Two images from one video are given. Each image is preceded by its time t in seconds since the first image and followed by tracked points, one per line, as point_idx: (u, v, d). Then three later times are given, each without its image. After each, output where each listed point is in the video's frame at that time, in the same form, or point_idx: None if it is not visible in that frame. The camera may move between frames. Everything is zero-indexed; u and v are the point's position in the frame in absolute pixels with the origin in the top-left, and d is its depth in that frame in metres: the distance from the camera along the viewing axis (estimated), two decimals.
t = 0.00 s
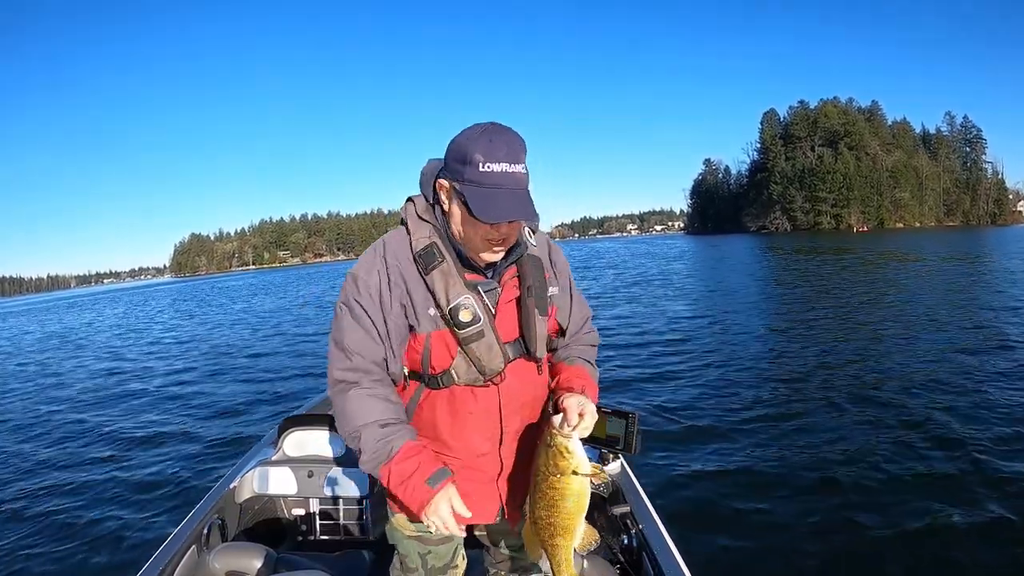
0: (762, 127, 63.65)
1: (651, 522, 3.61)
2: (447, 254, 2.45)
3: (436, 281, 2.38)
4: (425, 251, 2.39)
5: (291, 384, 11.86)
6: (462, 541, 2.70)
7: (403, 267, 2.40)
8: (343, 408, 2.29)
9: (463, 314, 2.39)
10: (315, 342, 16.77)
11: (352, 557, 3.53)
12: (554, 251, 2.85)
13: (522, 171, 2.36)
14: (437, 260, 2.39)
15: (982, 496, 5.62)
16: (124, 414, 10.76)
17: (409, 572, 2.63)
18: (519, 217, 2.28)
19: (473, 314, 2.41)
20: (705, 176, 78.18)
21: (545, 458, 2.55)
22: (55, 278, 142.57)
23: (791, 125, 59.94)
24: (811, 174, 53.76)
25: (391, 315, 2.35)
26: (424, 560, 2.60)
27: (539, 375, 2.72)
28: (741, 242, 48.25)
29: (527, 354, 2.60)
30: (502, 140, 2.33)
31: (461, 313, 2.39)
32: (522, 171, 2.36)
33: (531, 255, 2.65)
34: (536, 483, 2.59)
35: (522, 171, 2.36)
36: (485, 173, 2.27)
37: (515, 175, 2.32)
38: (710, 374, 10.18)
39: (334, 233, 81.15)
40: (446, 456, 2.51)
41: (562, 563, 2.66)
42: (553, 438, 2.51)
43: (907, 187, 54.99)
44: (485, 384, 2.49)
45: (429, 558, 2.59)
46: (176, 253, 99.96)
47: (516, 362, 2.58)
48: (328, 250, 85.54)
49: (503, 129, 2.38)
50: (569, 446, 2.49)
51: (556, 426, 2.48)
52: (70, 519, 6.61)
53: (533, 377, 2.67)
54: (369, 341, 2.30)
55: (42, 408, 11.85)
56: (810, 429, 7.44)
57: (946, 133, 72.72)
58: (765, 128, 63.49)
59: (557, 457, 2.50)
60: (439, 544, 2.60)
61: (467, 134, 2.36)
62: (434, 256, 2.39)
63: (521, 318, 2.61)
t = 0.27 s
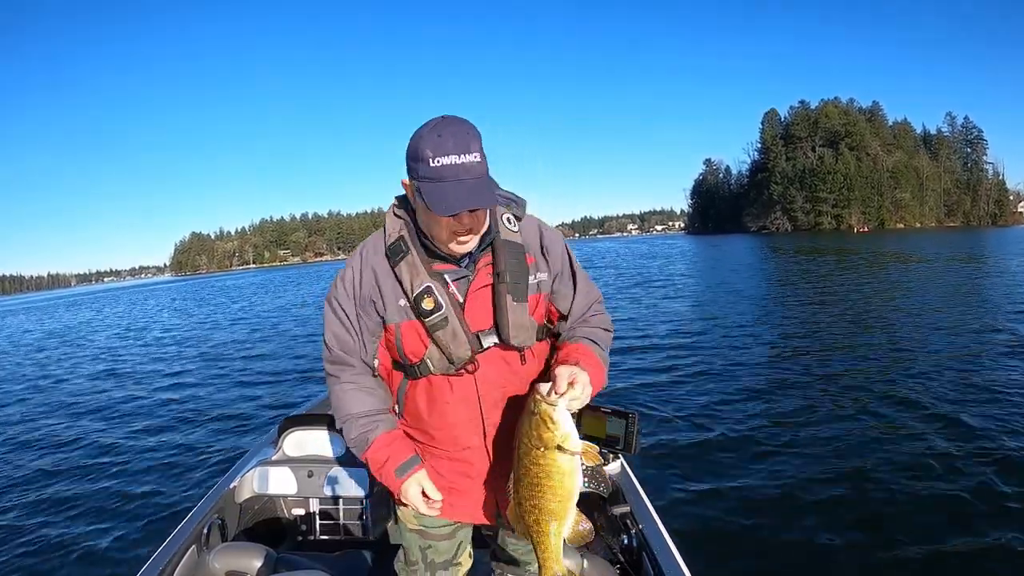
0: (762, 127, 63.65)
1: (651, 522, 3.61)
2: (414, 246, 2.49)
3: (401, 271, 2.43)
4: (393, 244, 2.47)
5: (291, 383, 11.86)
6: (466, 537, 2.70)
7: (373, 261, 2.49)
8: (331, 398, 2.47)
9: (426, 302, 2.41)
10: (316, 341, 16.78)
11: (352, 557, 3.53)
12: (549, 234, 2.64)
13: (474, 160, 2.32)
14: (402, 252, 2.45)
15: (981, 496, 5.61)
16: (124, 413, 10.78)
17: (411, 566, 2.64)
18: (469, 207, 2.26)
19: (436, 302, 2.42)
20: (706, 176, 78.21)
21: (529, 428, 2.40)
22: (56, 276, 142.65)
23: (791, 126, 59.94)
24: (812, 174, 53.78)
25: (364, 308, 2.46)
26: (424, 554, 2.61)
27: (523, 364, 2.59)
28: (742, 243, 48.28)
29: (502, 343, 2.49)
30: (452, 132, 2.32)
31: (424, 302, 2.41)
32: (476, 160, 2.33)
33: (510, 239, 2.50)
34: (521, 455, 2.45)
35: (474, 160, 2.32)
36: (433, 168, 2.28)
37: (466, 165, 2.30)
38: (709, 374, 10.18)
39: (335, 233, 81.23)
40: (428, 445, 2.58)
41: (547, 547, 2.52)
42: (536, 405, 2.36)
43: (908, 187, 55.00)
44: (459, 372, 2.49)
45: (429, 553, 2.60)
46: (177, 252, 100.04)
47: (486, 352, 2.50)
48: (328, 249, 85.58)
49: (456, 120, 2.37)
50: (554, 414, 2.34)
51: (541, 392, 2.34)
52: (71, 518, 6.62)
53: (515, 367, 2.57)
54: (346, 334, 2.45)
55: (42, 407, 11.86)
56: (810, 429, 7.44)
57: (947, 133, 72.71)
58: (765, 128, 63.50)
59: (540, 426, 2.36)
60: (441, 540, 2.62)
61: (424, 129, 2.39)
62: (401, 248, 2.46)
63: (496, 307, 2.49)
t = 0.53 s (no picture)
0: (763, 127, 63.64)
1: (651, 522, 3.61)
2: (393, 239, 2.56)
3: (379, 263, 2.52)
4: (373, 239, 2.56)
5: (291, 384, 11.85)
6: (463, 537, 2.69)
7: (357, 257, 2.60)
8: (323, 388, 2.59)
9: (399, 290, 2.46)
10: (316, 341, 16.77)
11: (352, 557, 3.53)
12: (533, 224, 2.57)
13: (442, 154, 2.30)
14: (381, 244, 2.53)
15: (981, 496, 5.61)
16: (125, 413, 10.79)
17: (408, 565, 2.65)
18: (434, 200, 2.27)
19: (408, 289, 2.46)
20: (706, 176, 78.19)
21: (511, 404, 2.28)
22: (56, 276, 142.69)
23: (792, 126, 59.93)
24: (812, 174, 53.76)
25: (350, 299, 2.57)
26: (419, 554, 2.62)
27: (500, 352, 2.54)
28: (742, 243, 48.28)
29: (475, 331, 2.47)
30: (420, 128, 2.32)
31: (397, 289, 2.46)
32: (444, 152, 2.30)
33: (487, 230, 2.47)
34: (502, 432, 2.34)
35: (442, 154, 2.30)
36: (400, 164, 2.29)
37: (432, 160, 2.28)
38: (709, 374, 10.18)
39: (335, 232, 81.28)
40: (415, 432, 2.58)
41: (527, 536, 2.44)
42: (519, 380, 2.24)
43: (908, 187, 55.01)
44: (435, 360, 2.50)
45: (424, 553, 2.60)
46: (177, 252, 100.05)
47: (460, 340, 2.49)
48: (329, 249, 85.55)
49: (428, 117, 2.37)
50: (539, 391, 2.22)
51: (523, 365, 2.22)
52: (72, 519, 6.62)
53: (493, 356, 2.53)
54: (335, 324, 2.56)
55: (43, 407, 11.86)
56: (810, 429, 7.44)
57: (947, 133, 72.71)
58: (766, 128, 63.48)
59: (521, 403, 2.25)
60: (437, 541, 2.62)
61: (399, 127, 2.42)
62: (381, 241, 2.54)
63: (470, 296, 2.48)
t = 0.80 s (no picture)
0: (764, 127, 63.63)
1: (651, 522, 3.61)
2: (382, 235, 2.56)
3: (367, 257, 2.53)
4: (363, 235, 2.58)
5: (292, 384, 11.85)
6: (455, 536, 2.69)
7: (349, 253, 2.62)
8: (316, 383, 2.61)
9: (385, 283, 2.45)
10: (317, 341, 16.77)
11: (352, 557, 3.54)
12: (523, 222, 2.54)
13: (424, 157, 2.29)
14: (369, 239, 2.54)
15: (982, 497, 5.61)
16: (125, 414, 10.79)
17: (401, 564, 2.67)
18: (419, 202, 2.27)
19: (392, 283, 2.44)
20: (707, 177, 78.19)
21: (500, 411, 2.23)
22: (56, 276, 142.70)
23: (793, 126, 59.93)
24: (813, 175, 53.75)
25: (341, 293, 2.59)
26: (411, 556, 2.62)
27: (485, 348, 2.49)
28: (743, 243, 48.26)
29: (459, 325, 2.43)
30: (404, 132, 2.32)
31: (381, 282, 2.46)
32: (426, 155, 2.29)
33: (475, 226, 2.44)
34: (488, 438, 2.30)
35: (424, 157, 2.29)
36: (383, 168, 2.31)
37: (414, 162, 2.28)
38: (709, 374, 10.18)
39: (335, 232, 81.29)
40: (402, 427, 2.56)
41: (508, 537, 2.45)
42: (511, 387, 2.18)
43: (909, 188, 55.02)
44: (420, 354, 2.48)
45: (415, 554, 2.60)
46: (177, 252, 100.06)
47: (443, 334, 2.45)
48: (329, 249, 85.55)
49: (414, 122, 2.38)
50: (531, 399, 2.18)
51: (517, 372, 2.16)
52: (73, 519, 6.62)
53: (478, 352, 2.49)
54: (326, 317, 2.60)
55: (43, 408, 11.87)
56: (810, 429, 7.44)
57: (947, 134, 72.73)
58: (767, 128, 63.47)
59: (513, 410, 2.20)
60: (427, 542, 2.61)
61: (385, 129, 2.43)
62: (370, 236, 2.55)
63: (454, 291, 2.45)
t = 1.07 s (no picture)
0: (765, 128, 63.64)
1: (651, 522, 3.61)
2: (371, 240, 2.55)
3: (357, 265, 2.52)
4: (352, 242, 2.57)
5: (293, 383, 11.85)
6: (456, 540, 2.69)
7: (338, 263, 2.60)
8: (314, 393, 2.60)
9: (376, 289, 2.45)
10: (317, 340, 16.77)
11: (352, 557, 3.53)
12: (511, 218, 2.54)
13: (405, 162, 2.27)
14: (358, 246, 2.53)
15: (981, 498, 5.60)
16: (125, 413, 10.80)
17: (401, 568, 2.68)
18: (402, 210, 2.26)
19: (384, 288, 2.44)
20: (707, 177, 78.21)
21: (494, 394, 2.23)
22: (57, 274, 142.84)
23: (794, 127, 59.94)
24: (814, 175, 53.74)
25: (334, 301, 2.58)
26: (412, 559, 2.63)
27: (480, 346, 2.48)
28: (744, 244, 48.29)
29: (453, 325, 2.43)
30: (384, 138, 2.30)
31: (374, 289, 2.45)
32: (406, 162, 2.27)
33: (462, 225, 2.44)
34: (481, 422, 2.30)
35: (405, 162, 2.27)
36: (365, 176, 2.29)
37: (395, 168, 2.26)
38: (709, 375, 10.18)
39: (336, 232, 81.24)
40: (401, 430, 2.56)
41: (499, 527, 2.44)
42: (507, 371, 2.18)
43: (910, 189, 55.06)
44: (416, 356, 2.47)
45: (416, 558, 2.61)
46: (177, 251, 99.95)
47: (436, 337, 2.44)
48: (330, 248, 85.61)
49: (393, 126, 2.35)
50: (527, 381, 2.20)
51: (511, 355, 2.16)
52: (74, 518, 6.63)
53: (474, 351, 2.48)
54: (321, 327, 2.59)
55: (43, 406, 11.87)
56: (809, 430, 7.43)
57: (949, 135, 72.74)
58: (768, 129, 63.46)
59: (509, 394, 2.21)
60: (428, 545, 2.62)
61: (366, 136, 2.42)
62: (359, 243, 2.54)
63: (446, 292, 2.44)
